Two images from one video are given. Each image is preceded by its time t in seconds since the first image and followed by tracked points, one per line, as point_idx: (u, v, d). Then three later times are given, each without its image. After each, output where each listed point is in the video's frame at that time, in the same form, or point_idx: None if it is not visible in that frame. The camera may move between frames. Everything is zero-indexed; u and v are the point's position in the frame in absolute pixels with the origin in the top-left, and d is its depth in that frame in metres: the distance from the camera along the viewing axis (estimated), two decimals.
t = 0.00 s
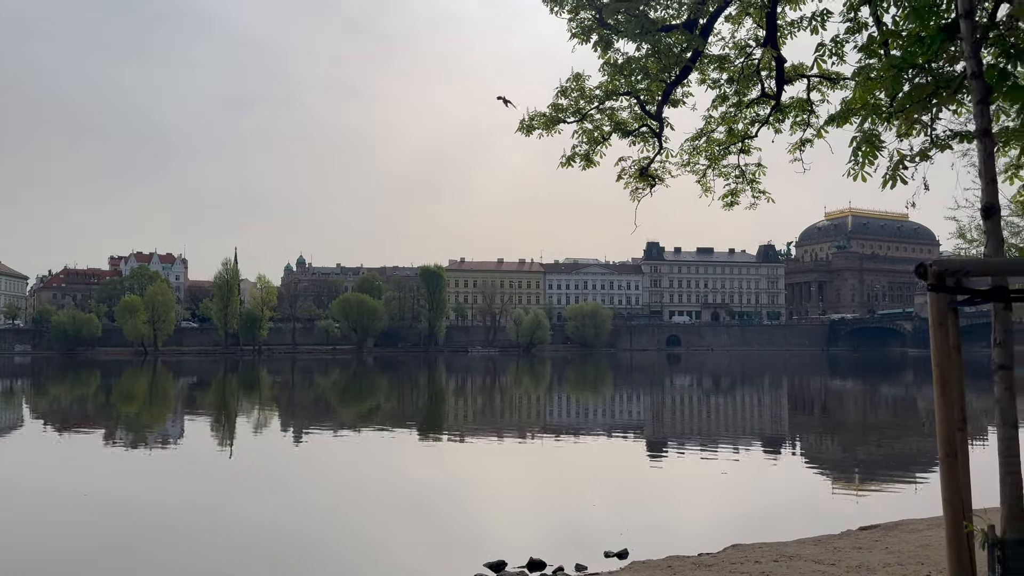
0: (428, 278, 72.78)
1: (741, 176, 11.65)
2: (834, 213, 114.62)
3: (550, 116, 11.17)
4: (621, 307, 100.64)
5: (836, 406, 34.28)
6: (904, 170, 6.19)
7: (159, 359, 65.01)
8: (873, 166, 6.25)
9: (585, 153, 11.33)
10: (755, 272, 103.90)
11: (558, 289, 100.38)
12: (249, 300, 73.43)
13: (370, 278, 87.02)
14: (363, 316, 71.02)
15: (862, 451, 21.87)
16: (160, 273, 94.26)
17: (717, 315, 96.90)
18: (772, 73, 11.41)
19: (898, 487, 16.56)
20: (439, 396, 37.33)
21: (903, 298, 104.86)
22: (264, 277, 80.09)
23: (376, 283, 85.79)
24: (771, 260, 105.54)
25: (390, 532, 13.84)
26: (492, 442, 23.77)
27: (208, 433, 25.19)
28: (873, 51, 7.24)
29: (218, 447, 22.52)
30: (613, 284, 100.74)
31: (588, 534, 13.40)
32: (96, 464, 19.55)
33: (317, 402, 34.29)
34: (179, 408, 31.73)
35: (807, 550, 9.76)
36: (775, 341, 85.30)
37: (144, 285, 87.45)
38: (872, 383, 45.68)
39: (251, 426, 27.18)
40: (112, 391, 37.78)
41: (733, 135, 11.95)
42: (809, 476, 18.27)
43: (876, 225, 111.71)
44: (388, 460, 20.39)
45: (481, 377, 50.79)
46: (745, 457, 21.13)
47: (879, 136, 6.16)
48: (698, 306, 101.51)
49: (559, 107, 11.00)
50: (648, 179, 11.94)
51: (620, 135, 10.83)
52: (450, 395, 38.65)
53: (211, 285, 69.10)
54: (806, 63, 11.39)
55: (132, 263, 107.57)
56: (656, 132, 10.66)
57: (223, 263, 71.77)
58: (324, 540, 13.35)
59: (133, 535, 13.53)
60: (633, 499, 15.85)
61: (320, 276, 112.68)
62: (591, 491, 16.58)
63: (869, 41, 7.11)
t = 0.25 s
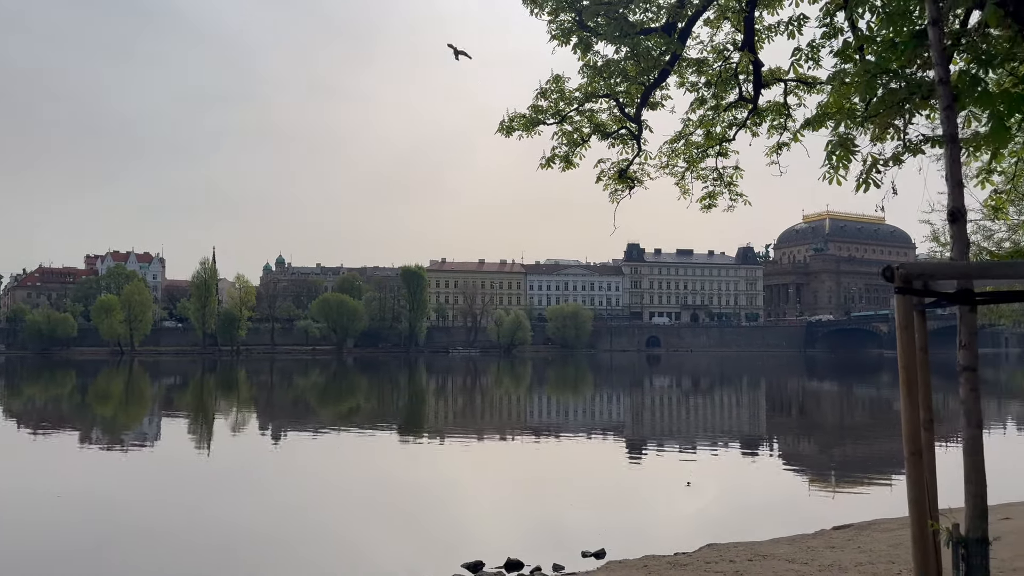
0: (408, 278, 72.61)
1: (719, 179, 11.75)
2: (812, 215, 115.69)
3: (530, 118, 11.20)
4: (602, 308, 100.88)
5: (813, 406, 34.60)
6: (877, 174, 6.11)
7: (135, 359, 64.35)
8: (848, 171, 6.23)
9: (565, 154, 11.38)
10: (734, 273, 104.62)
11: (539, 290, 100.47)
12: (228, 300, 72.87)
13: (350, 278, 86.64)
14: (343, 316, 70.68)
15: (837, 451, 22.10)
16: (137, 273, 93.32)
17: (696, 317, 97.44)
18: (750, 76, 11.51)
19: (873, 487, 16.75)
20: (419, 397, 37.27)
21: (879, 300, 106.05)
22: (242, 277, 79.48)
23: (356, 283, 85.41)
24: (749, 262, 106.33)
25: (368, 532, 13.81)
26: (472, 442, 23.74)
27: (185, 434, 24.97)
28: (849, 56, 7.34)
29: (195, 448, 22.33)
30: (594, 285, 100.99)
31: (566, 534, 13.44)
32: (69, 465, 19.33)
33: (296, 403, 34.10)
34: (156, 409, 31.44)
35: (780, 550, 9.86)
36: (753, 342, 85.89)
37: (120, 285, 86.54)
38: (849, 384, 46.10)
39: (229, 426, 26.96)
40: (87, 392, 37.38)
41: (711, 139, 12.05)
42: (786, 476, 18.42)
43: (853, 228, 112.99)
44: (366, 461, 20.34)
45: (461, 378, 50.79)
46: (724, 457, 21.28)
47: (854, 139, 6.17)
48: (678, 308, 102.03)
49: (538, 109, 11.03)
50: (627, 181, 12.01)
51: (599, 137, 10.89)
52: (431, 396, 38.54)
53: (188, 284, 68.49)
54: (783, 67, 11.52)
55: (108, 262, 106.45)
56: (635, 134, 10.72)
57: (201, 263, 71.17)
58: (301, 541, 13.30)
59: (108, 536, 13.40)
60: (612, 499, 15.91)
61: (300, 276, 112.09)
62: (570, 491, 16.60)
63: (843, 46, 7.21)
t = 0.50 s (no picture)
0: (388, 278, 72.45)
1: (697, 181, 11.84)
2: (789, 218, 116.71)
3: (509, 119, 11.22)
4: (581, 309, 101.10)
5: (789, 408, 34.90)
6: (850, 179, 6.01)
7: (110, 358, 63.63)
8: (821, 174, 6.27)
9: (543, 156, 11.41)
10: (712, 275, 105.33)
11: (518, 290, 100.56)
12: (204, 300, 72.25)
13: (329, 278, 86.22)
14: (322, 316, 70.31)
15: (813, 451, 22.32)
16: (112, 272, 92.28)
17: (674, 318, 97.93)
18: (727, 80, 11.61)
19: (848, 488, 16.93)
20: (398, 398, 37.22)
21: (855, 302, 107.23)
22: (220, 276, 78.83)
23: (335, 283, 85.01)
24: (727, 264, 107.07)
25: (345, 533, 13.77)
26: (451, 443, 23.73)
27: (161, 435, 24.76)
28: (823, 60, 7.42)
29: (171, 449, 22.13)
30: (573, 286, 101.23)
31: (544, 535, 13.45)
32: (41, 466, 19.06)
33: (274, 404, 33.90)
34: (130, 409, 31.12)
35: (754, 550, 9.94)
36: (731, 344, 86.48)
37: (95, 284, 85.57)
38: (825, 386, 46.59)
39: (205, 427, 26.76)
40: (61, 392, 36.94)
41: (689, 141, 12.13)
42: (762, 477, 18.56)
43: (829, 231, 114.16)
44: (344, 461, 20.28)
45: (440, 378, 50.78)
46: (701, 457, 21.42)
47: (828, 143, 6.20)
48: (657, 309, 102.50)
49: (518, 109, 11.06)
50: (606, 182, 12.06)
51: (578, 139, 10.93)
52: (410, 396, 38.43)
53: (164, 283, 67.82)
54: (760, 71, 11.61)
55: (83, 261, 105.19)
56: (613, 136, 10.77)
57: (177, 262, 70.50)
58: (277, 543, 13.22)
59: (80, 538, 13.25)
60: (589, 500, 15.96)
61: (278, 275, 111.44)
62: (547, 492, 16.63)
63: (818, 50, 7.29)
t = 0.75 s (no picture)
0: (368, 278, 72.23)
1: (676, 183, 11.91)
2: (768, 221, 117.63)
3: (490, 119, 11.22)
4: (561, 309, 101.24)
5: (767, 408, 35.19)
6: (825, 181, 5.96)
7: (85, 358, 62.87)
8: (797, 176, 6.31)
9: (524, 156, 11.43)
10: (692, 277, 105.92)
11: (499, 291, 100.58)
12: (182, 298, 71.58)
13: (308, 277, 85.73)
14: (301, 316, 69.90)
15: (790, 452, 22.53)
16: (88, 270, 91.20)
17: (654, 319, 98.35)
18: (706, 83, 11.69)
19: (824, 488, 17.10)
20: (378, 398, 37.12)
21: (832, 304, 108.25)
22: (197, 275, 78.13)
23: (314, 282, 84.56)
24: (707, 266, 107.73)
25: (324, 534, 13.74)
26: (431, 444, 23.71)
27: (137, 435, 24.54)
28: (800, 64, 7.49)
29: (147, 449, 21.92)
30: (554, 286, 101.40)
31: (522, 535, 13.47)
32: (14, 467, 18.81)
33: (252, 403, 33.70)
34: (106, 409, 30.80)
35: (730, 550, 10.02)
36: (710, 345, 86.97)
37: (70, 282, 84.54)
38: (802, 387, 47.01)
39: (182, 427, 26.57)
40: (35, 391, 36.47)
41: (668, 143, 12.20)
42: (739, 477, 18.70)
43: (808, 233, 115.18)
44: (323, 462, 20.20)
45: (420, 378, 50.71)
46: (679, 458, 21.55)
47: (804, 146, 6.25)
48: (636, 310, 102.90)
49: (498, 109, 11.07)
50: (585, 183, 12.10)
51: (558, 140, 10.96)
52: (390, 396, 38.31)
53: (141, 282, 67.17)
54: (738, 75, 11.71)
55: (58, 258, 103.92)
56: (593, 137, 10.82)
57: (154, 260, 69.82)
58: (254, 544, 13.14)
59: (55, 539, 13.13)
60: (568, 500, 16.00)
61: (257, 274, 110.70)
62: (526, 492, 16.65)
63: (794, 54, 7.38)
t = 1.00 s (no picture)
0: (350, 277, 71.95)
1: (658, 184, 11.97)
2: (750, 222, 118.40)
3: (473, 118, 11.22)
4: (544, 309, 101.34)
5: (747, 409, 35.43)
6: (805, 183, 6.02)
7: (62, 356, 62.13)
8: (778, 179, 6.34)
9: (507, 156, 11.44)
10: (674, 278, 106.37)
11: (482, 291, 100.51)
12: (161, 297, 70.94)
13: (290, 276, 85.22)
14: (282, 315, 69.48)
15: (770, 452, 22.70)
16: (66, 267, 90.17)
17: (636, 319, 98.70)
18: (688, 84, 11.75)
19: (804, 488, 17.24)
20: (360, 397, 36.98)
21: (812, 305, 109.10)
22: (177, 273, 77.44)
23: (296, 281, 84.07)
24: (689, 266, 108.24)
25: (304, 534, 13.70)
26: (413, 444, 23.66)
27: (115, 434, 24.29)
28: (782, 67, 7.54)
29: (125, 449, 21.72)
30: (537, 286, 101.48)
31: (503, 535, 13.47)
32: None
33: (232, 403, 33.45)
34: (83, 407, 30.44)
35: (709, 549, 10.08)
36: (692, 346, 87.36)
37: (47, 280, 83.56)
38: (782, 387, 47.34)
39: (161, 426, 26.32)
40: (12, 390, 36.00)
41: (650, 144, 12.25)
42: (719, 476, 18.82)
43: (788, 235, 116.04)
44: (304, 462, 20.10)
45: (403, 378, 50.59)
46: (661, 458, 21.65)
47: (784, 149, 6.29)
48: (619, 310, 103.18)
49: (481, 109, 11.07)
50: (568, 184, 12.13)
51: (541, 140, 10.97)
52: (371, 396, 38.19)
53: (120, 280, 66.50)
54: (720, 77, 11.78)
55: (36, 256, 102.70)
56: (576, 138, 10.84)
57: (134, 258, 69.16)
58: (234, 544, 13.07)
59: (31, 540, 12.99)
60: (549, 500, 16.02)
61: (238, 272, 109.93)
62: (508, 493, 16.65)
63: (776, 57, 7.43)
